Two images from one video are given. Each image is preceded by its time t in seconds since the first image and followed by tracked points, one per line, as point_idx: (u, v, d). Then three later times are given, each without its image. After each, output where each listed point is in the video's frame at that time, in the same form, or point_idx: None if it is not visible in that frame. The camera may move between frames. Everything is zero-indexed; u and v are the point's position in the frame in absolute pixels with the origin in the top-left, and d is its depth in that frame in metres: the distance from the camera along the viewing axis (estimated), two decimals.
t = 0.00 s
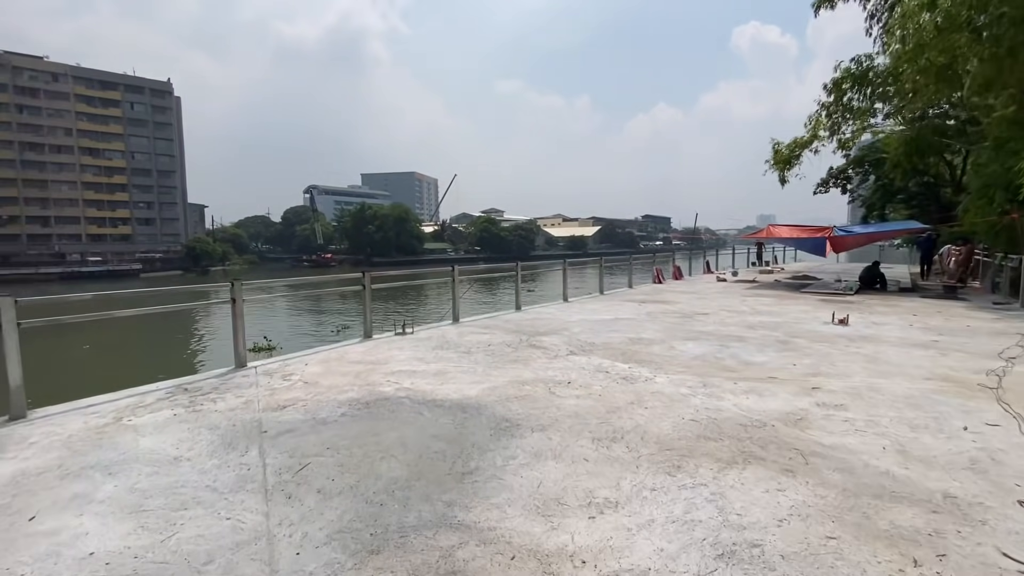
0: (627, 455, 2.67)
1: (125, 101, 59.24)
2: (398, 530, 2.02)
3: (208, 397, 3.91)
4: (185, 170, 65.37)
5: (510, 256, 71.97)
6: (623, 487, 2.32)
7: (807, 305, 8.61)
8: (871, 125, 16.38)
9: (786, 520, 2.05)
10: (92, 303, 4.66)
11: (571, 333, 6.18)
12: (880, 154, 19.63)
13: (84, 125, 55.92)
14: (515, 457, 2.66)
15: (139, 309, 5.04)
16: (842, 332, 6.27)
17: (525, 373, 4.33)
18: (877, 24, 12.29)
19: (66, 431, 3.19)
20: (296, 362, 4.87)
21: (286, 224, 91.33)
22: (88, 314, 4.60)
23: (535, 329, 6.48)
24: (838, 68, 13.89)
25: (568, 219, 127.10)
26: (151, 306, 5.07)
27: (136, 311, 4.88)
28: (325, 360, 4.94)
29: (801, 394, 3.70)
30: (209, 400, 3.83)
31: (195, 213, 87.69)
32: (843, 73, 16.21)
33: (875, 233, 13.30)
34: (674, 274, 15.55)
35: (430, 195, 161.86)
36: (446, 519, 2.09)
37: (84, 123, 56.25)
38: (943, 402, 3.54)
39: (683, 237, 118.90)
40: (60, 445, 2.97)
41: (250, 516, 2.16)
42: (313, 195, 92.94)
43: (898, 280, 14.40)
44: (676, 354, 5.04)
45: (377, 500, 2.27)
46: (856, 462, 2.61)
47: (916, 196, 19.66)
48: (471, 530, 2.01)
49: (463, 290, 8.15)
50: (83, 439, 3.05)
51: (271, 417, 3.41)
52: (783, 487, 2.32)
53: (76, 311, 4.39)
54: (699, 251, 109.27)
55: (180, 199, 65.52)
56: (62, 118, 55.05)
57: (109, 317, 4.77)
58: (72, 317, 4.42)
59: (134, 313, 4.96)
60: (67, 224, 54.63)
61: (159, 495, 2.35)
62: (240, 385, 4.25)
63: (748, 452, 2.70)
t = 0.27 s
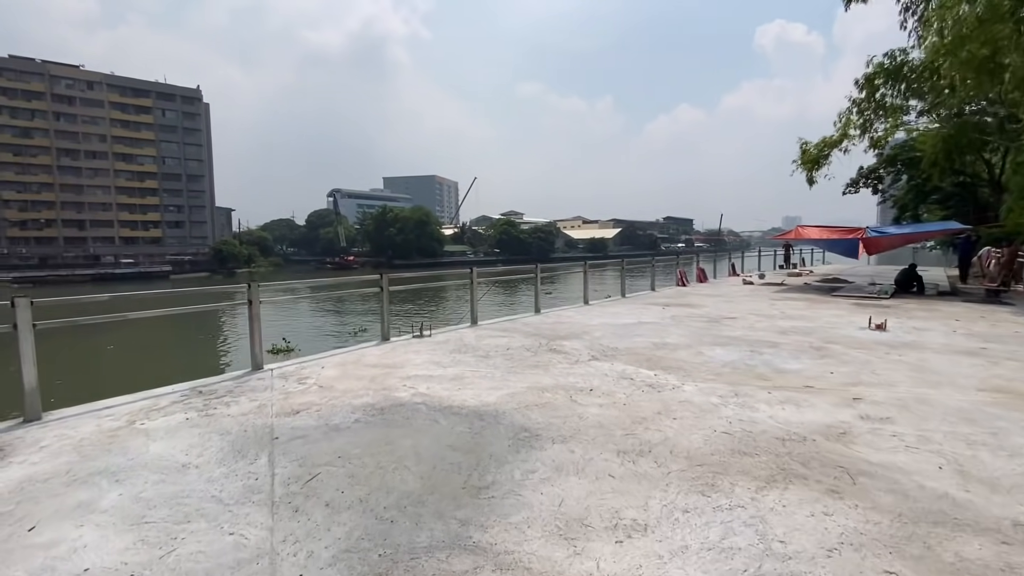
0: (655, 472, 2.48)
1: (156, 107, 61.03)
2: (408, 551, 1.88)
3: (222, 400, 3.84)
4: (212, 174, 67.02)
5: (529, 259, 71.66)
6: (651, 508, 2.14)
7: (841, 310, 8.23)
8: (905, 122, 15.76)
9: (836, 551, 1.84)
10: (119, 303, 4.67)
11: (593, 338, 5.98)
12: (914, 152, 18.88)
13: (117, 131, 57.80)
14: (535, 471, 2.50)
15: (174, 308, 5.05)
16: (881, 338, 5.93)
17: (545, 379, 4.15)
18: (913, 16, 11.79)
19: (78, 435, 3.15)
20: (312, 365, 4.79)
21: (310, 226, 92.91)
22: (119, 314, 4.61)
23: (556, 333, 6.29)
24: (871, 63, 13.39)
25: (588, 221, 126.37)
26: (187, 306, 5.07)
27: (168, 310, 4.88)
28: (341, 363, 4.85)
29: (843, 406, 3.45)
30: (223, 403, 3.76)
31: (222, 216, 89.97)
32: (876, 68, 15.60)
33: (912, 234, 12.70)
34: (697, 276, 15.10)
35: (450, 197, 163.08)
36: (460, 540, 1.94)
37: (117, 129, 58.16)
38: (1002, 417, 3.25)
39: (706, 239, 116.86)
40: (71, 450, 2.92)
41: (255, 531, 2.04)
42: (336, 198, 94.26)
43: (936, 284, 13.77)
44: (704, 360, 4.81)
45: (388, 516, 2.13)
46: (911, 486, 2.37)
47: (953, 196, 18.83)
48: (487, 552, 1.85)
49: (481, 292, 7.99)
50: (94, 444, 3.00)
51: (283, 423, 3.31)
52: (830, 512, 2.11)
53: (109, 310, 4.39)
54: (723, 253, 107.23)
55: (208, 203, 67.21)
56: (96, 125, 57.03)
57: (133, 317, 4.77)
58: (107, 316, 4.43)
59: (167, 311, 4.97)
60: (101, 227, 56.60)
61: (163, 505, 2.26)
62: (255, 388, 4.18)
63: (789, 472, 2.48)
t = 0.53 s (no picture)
0: (676, 493, 2.31)
1: (180, 112, 62.36)
2: None
3: (229, 407, 3.77)
4: (233, 178, 68.25)
5: (545, 261, 71.40)
6: (673, 536, 1.98)
7: (869, 315, 7.91)
8: (934, 120, 15.21)
9: None
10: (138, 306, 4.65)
11: (609, 343, 5.80)
12: (944, 151, 18.24)
13: (142, 136, 59.22)
14: (548, 491, 2.35)
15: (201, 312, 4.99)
16: (914, 345, 5.64)
17: (559, 387, 3.99)
18: (945, 9, 11.35)
19: (82, 443, 3.10)
20: (322, 370, 4.71)
21: (328, 228, 94.02)
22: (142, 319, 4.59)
23: (571, 338, 6.12)
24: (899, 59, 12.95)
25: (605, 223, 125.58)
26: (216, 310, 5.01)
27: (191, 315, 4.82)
28: (351, 368, 4.76)
29: (878, 421, 3.23)
30: (229, 410, 3.68)
31: (243, 219, 91.61)
32: (903, 64, 15.10)
33: (943, 236, 12.19)
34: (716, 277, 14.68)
35: (466, 199, 163.67)
36: (466, 568, 1.80)
37: (142, 134, 59.60)
38: None
39: (725, 240, 115.18)
40: (72, 459, 2.86)
41: (250, 553, 1.93)
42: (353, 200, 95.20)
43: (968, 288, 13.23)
44: (726, 369, 4.60)
45: (390, 539, 2.00)
46: (960, 514, 2.17)
47: (985, 196, 18.13)
48: None
49: (495, 295, 7.84)
50: (97, 453, 2.94)
51: (288, 431, 3.22)
52: (872, 545, 1.92)
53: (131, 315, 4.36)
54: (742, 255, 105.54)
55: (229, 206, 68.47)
56: (123, 130, 58.52)
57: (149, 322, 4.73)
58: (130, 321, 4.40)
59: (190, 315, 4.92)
60: (126, 230, 58.08)
61: (159, 522, 2.16)
62: (263, 393, 4.11)
63: (823, 496, 2.29)
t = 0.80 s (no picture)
0: (710, 526, 2.10)
1: (208, 118, 63.97)
2: None
3: (240, 417, 3.67)
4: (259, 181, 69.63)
5: (565, 263, 70.97)
6: None
7: (908, 322, 7.49)
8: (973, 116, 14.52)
9: None
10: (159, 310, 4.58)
11: (632, 352, 5.57)
12: (983, 149, 17.44)
13: (172, 142, 60.94)
14: (569, 521, 2.16)
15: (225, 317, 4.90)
16: (961, 356, 5.28)
17: (581, 400, 3.80)
18: None
19: (89, 456, 3.01)
20: (336, 378, 4.59)
21: (350, 231, 95.28)
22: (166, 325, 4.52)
23: (592, 345, 5.91)
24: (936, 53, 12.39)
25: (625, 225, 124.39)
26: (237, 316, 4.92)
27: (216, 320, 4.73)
28: (367, 377, 4.64)
29: (931, 444, 2.95)
30: (240, 421, 3.58)
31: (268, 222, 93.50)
32: (940, 59, 14.46)
33: (986, 238, 11.54)
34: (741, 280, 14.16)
35: (486, 202, 164.16)
36: None
37: (172, 140, 61.32)
38: None
39: (748, 242, 112.96)
40: (77, 474, 2.77)
41: None
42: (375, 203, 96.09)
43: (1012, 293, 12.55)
44: (758, 382, 4.33)
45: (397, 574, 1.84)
46: None
47: None
48: None
49: (512, 299, 7.66)
50: (104, 466, 2.85)
51: (298, 445, 3.09)
52: None
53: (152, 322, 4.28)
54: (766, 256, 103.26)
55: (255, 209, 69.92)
56: (154, 136, 60.29)
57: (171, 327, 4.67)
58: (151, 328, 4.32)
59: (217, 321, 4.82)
60: (157, 232, 59.80)
61: (155, 548, 2.04)
62: (275, 402, 3.99)
63: (877, 534, 2.05)
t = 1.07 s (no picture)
0: (743, 545, 1.94)
1: (227, 121, 65.03)
2: None
3: (248, 418, 3.58)
4: (276, 182, 70.49)
5: (579, 263, 70.62)
6: None
7: (939, 324, 7.18)
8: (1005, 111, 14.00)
9: None
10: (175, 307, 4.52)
11: (651, 354, 5.38)
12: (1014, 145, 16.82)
13: (192, 144, 62.09)
14: (589, 537, 2.01)
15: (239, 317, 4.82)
16: (1000, 359, 5.00)
17: (599, 403, 3.64)
18: None
19: (94, 457, 2.93)
20: (347, 379, 4.49)
21: (365, 231, 96.08)
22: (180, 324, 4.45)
23: (609, 347, 5.73)
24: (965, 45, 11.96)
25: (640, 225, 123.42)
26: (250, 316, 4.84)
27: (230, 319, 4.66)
28: (378, 377, 4.53)
29: (979, 455, 2.74)
30: (248, 422, 3.49)
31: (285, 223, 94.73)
32: (970, 52, 13.96)
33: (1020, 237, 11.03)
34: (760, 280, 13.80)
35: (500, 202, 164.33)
36: None
37: (192, 142, 62.40)
38: None
39: (766, 242, 111.14)
40: (81, 476, 2.69)
41: None
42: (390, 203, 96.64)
43: None
44: (786, 387, 4.12)
45: None
46: None
47: None
48: None
49: (526, 298, 7.49)
50: (108, 469, 2.77)
51: (306, 448, 2.99)
52: None
53: (164, 321, 4.22)
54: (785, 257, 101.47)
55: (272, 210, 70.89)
56: (174, 138, 61.45)
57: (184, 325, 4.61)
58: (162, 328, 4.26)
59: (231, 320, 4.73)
60: (177, 233, 60.98)
61: (153, 559, 1.94)
62: (285, 403, 3.90)
63: (929, 557, 1.87)
